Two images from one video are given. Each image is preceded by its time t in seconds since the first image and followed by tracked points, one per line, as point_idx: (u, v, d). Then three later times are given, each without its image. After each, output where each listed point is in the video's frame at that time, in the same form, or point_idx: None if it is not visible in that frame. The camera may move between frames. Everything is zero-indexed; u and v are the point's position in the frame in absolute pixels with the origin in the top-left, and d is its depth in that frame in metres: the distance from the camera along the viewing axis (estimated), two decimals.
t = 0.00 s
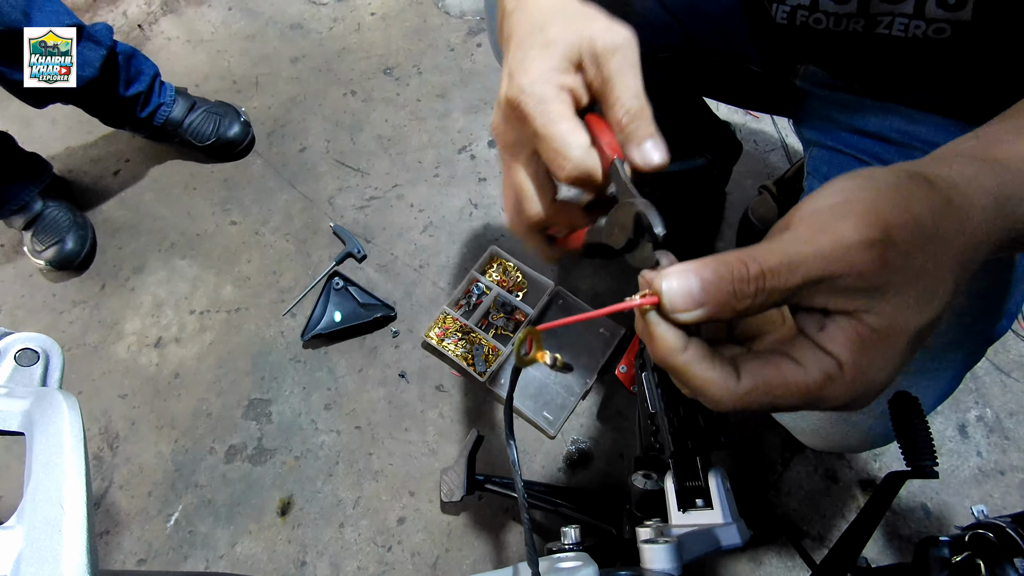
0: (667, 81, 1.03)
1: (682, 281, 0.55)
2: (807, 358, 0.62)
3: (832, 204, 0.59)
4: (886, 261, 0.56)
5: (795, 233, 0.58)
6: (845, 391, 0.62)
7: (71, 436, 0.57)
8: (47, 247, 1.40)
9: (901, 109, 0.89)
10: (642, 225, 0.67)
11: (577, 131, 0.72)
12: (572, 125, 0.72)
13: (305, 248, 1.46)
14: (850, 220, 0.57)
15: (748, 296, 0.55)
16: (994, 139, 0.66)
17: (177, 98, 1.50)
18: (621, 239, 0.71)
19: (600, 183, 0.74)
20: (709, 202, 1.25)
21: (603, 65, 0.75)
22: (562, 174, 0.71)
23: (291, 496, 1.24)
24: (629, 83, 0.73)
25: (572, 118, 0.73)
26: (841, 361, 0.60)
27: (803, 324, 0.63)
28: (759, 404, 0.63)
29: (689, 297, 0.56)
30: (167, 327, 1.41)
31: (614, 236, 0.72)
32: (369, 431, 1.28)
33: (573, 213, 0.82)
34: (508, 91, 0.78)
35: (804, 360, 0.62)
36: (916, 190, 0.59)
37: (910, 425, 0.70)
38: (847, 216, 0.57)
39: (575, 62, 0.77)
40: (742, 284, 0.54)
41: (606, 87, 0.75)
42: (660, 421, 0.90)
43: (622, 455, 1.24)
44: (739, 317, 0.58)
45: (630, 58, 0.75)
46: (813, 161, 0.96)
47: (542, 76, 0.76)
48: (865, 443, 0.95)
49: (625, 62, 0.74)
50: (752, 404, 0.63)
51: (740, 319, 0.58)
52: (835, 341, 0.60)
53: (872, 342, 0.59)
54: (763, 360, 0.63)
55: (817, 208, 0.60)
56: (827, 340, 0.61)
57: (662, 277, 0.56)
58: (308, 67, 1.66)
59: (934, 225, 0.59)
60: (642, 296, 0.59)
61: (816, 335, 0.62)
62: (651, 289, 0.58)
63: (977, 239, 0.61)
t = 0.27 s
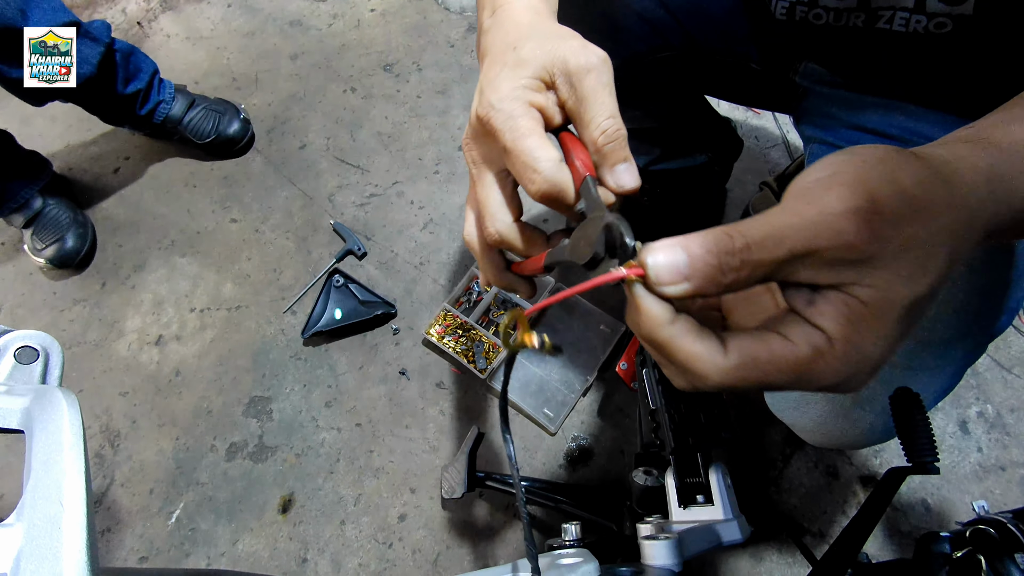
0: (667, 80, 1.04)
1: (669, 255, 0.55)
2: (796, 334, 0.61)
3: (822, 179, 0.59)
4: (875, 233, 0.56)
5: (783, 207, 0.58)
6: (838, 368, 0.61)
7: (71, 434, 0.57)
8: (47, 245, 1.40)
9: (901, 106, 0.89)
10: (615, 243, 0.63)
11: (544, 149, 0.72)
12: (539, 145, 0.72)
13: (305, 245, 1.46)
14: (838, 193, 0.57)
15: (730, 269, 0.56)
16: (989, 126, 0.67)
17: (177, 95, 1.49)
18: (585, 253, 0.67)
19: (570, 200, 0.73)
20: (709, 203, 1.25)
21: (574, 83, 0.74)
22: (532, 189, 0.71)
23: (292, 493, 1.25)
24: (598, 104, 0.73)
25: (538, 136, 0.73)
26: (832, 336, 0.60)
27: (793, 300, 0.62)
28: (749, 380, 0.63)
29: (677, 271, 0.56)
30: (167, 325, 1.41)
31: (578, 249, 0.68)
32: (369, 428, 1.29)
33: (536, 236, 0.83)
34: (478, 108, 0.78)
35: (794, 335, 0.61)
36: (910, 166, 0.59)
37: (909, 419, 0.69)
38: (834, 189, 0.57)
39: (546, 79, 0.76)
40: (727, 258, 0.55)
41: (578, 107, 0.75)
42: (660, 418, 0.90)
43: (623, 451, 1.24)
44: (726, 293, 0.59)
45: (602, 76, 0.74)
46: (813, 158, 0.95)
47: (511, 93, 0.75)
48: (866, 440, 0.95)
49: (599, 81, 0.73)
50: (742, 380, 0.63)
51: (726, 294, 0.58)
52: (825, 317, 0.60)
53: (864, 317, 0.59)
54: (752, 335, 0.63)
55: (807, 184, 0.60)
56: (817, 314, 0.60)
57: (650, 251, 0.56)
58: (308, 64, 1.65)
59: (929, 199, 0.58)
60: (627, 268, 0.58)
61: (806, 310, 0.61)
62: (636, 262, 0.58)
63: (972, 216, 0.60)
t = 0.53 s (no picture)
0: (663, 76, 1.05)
1: (662, 235, 0.57)
2: (781, 320, 0.61)
3: (820, 165, 0.59)
4: (867, 222, 0.56)
5: (779, 192, 0.58)
6: (820, 356, 0.61)
7: (67, 433, 0.57)
8: (43, 245, 1.40)
9: (897, 103, 0.90)
10: (615, 229, 0.63)
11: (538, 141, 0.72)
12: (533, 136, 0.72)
13: (303, 244, 1.45)
14: (833, 180, 0.57)
15: (719, 252, 0.56)
16: (982, 122, 0.68)
17: (172, 94, 1.49)
18: (581, 242, 0.66)
19: (565, 192, 0.72)
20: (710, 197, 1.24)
21: (567, 78, 0.75)
22: (528, 180, 0.71)
23: (291, 492, 1.25)
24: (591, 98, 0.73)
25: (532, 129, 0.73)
26: (816, 323, 0.60)
27: (782, 287, 0.62)
28: (732, 363, 0.63)
29: (667, 250, 0.57)
30: (165, 325, 1.40)
31: (574, 240, 0.67)
32: (368, 427, 1.29)
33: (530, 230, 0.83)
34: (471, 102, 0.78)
35: (778, 321, 0.61)
36: (909, 157, 0.59)
37: (906, 415, 0.69)
38: (829, 175, 0.57)
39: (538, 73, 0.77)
40: (718, 241, 0.55)
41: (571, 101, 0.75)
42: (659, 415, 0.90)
43: (621, 448, 1.24)
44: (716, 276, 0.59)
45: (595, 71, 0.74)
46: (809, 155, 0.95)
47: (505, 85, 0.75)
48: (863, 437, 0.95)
49: (592, 77, 0.74)
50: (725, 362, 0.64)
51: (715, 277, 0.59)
52: (812, 304, 0.60)
53: (851, 305, 0.58)
54: (738, 318, 0.63)
55: (805, 170, 0.60)
56: (803, 301, 0.60)
57: (645, 230, 0.58)
58: (304, 62, 1.65)
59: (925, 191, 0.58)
60: (622, 246, 0.60)
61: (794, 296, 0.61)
62: (632, 240, 0.59)
63: (967, 210, 0.60)
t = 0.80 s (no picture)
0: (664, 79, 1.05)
1: (670, 239, 0.57)
2: (778, 331, 0.62)
3: (837, 180, 0.59)
4: (877, 241, 0.56)
5: (792, 205, 0.58)
6: (811, 370, 0.62)
7: (67, 433, 0.57)
8: (42, 244, 1.40)
9: (899, 109, 0.90)
10: (621, 229, 0.63)
11: (543, 142, 0.71)
12: (538, 138, 0.72)
13: (302, 244, 1.45)
14: (849, 198, 0.57)
15: (727, 261, 0.56)
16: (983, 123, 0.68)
17: (172, 95, 1.49)
18: (588, 244, 0.65)
19: (571, 194, 0.72)
20: (708, 200, 1.25)
21: (568, 79, 0.75)
22: (534, 183, 0.71)
23: (289, 493, 1.24)
24: (594, 99, 0.74)
25: (537, 130, 0.73)
26: (811, 338, 0.61)
27: (784, 298, 0.63)
28: (724, 370, 0.64)
29: (674, 254, 0.57)
30: (163, 325, 1.40)
31: (581, 241, 0.66)
32: (366, 428, 1.28)
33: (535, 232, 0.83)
34: (475, 107, 0.78)
35: (773, 332, 0.62)
36: (924, 178, 0.59)
37: (905, 419, 0.70)
38: (846, 193, 0.57)
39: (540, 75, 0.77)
40: (727, 250, 0.55)
41: (573, 102, 0.75)
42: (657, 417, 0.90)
43: (620, 451, 1.24)
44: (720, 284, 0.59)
45: (596, 72, 0.75)
46: (809, 158, 0.96)
47: (508, 89, 0.76)
48: (861, 440, 0.96)
49: (593, 77, 0.74)
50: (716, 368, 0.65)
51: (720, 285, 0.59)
52: (810, 319, 0.61)
53: (848, 323, 0.59)
54: (736, 325, 0.64)
55: (822, 184, 0.59)
56: (801, 314, 0.61)
57: (655, 232, 0.58)
58: (305, 63, 1.65)
59: (937, 213, 0.58)
60: (629, 246, 0.60)
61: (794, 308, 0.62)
62: (640, 241, 0.59)
63: (975, 234, 0.60)
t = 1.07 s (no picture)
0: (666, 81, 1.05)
1: (675, 247, 0.56)
2: (783, 339, 0.62)
3: (838, 188, 0.59)
4: (879, 249, 0.56)
5: (794, 214, 0.58)
6: (817, 379, 0.62)
7: (68, 434, 0.57)
8: (44, 244, 1.40)
9: (901, 111, 0.89)
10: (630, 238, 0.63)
11: (551, 145, 0.72)
12: (545, 141, 0.72)
13: (303, 245, 1.46)
14: (851, 206, 0.57)
15: (731, 269, 0.55)
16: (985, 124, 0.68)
17: (174, 95, 1.49)
18: (594, 250, 0.66)
19: (577, 198, 0.73)
20: (708, 203, 1.25)
21: (576, 84, 0.76)
22: (541, 185, 0.71)
23: (289, 493, 1.24)
24: (601, 104, 0.74)
25: (545, 133, 0.73)
26: (816, 346, 0.60)
27: (788, 306, 0.63)
28: (730, 379, 0.63)
29: (678, 263, 0.57)
30: (164, 325, 1.40)
31: (587, 247, 0.66)
32: (367, 428, 1.28)
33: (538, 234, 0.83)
34: (481, 108, 0.78)
35: (779, 340, 0.62)
36: (924, 186, 0.59)
37: (907, 422, 0.69)
38: (847, 201, 0.57)
39: (548, 79, 0.77)
40: (729, 257, 0.55)
41: (581, 106, 0.76)
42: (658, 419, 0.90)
43: (620, 452, 1.24)
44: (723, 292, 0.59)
45: (603, 78, 0.76)
46: (811, 160, 0.96)
47: (516, 91, 0.76)
48: (863, 443, 0.95)
49: (600, 83, 0.75)
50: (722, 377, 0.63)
51: (723, 293, 0.58)
52: (815, 327, 0.60)
53: (854, 330, 0.59)
54: (741, 333, 0.63)
55: (823, 193, 0.60)
56: (806, 322, 0.61)
57: (658, 240, 0.57)
58: (306, 64, 1.65)
59: (936, 220, 0.59)
60: (635, 254, 0.60)
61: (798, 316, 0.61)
62: (644, 249, 0.59)
63: (976, 244, 0.61)
